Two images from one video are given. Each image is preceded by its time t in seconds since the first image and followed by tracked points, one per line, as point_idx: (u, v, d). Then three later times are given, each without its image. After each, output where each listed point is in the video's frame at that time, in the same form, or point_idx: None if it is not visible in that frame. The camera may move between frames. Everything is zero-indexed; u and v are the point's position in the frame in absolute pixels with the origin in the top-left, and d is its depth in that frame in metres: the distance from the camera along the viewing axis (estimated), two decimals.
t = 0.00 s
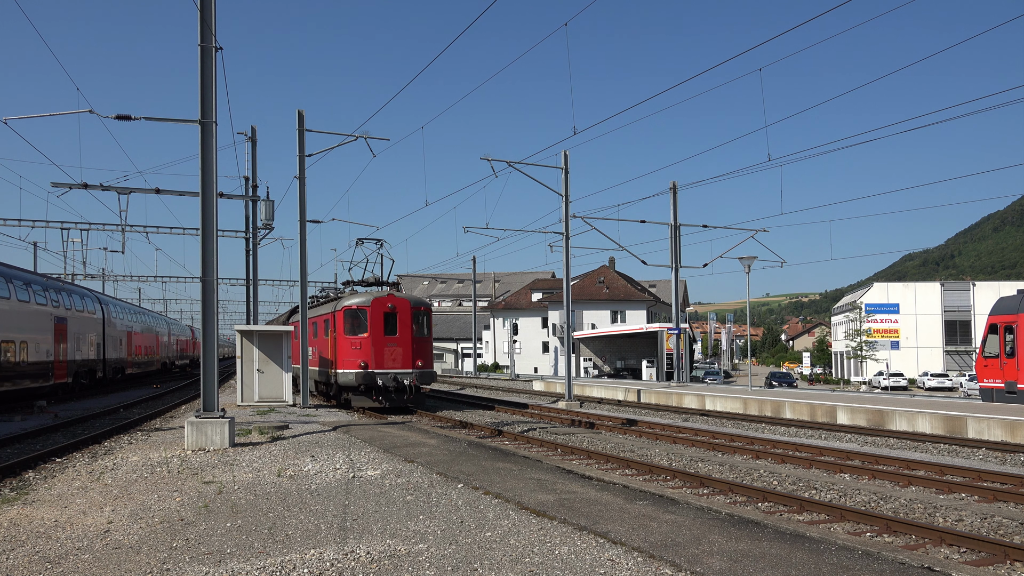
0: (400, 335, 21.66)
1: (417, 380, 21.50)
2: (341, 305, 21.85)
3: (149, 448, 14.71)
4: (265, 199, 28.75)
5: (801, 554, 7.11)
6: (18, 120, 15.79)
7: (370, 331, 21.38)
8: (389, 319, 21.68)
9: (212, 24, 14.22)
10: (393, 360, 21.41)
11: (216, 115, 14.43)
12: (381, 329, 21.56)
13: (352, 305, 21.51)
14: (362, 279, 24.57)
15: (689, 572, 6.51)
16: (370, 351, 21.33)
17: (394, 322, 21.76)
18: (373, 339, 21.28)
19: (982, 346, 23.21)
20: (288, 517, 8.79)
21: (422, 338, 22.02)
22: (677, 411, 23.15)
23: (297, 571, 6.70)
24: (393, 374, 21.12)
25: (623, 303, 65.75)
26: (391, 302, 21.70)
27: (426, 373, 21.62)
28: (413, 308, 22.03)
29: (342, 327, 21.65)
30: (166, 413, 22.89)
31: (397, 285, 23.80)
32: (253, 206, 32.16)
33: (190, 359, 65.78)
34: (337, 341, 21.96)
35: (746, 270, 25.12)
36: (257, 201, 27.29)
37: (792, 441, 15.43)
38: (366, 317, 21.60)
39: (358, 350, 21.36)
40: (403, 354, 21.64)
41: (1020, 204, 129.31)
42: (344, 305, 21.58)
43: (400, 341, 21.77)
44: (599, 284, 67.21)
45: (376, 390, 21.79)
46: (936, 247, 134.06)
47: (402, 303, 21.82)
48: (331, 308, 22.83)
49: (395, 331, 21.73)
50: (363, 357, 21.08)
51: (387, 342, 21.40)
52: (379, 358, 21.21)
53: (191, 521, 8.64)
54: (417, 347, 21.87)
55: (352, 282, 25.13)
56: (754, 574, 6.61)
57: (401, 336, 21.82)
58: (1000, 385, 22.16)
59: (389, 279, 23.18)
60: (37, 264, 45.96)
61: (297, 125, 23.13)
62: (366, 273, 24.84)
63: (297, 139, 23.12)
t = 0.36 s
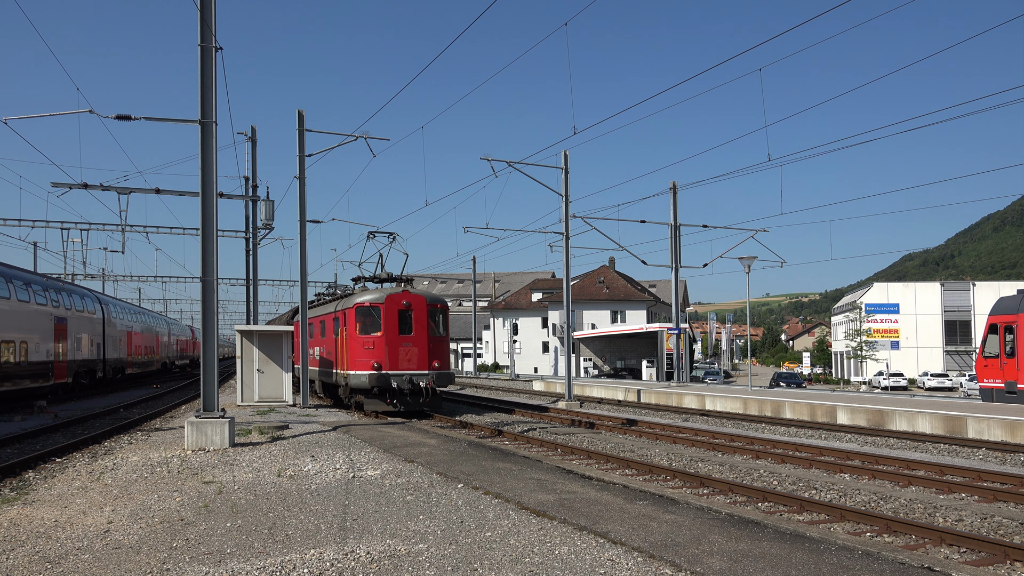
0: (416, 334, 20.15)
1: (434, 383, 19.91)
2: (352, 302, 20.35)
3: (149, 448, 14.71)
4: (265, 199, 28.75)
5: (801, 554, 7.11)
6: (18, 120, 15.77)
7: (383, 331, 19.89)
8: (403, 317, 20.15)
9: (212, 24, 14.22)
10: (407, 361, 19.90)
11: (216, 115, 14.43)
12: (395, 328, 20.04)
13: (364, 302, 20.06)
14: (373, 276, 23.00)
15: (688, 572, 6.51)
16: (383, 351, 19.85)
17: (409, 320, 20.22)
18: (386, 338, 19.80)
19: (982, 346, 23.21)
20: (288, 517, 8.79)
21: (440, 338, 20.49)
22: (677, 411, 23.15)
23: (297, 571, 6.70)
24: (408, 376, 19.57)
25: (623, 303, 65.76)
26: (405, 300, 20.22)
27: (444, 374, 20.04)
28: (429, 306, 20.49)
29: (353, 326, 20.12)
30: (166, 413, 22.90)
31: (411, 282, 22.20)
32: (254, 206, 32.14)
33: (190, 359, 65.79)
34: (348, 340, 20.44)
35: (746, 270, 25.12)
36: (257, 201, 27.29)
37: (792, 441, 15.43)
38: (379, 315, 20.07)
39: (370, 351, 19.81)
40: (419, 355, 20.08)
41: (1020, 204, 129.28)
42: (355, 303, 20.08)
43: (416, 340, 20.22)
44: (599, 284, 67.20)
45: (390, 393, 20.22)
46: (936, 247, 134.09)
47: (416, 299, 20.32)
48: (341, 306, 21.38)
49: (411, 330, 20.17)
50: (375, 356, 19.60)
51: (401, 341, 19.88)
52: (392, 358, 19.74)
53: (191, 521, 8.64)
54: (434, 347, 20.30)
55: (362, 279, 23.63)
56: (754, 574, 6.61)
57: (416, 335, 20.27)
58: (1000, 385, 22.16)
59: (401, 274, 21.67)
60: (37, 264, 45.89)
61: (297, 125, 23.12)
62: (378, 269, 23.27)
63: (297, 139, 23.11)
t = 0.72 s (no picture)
0: (437, 333, 19.03)
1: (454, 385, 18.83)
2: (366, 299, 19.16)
3: (149, 448, 14.71)
4: (265, 199, 28.76)
5: (801, 555, 7.11)
6: (18, 120, 15.77)
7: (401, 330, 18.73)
8: (421, 315, 19.02)
9: (212, 24, 14.22)
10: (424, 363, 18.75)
11: (216, 115, 14.43)
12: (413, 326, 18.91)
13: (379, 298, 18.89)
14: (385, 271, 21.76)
15: (689, 572, 6.51)
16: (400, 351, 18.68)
17: (426, 319, 19.07)
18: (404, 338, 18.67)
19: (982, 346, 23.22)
20: (288, 517, 8.79)
21: (460, 339, 19.38)
22: (677, 411, 23.15)
23: (297, 571, 6.70)
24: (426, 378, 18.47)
25: (623, 303, 65.78)
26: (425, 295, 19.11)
27: (464, 376, 18.92)
28: (447, 303, 19.35)
29: (367, 324, 18.95)
30: (166, 413, 22.90)
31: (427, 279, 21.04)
32: (254, 206, 32.13)
33: (190, 359, 65.81)
34: (360, 339, 19.27)
35: (746, 270, 25.12)
36: (257, 201, 27.29)
37: (792, 441, 15.43)
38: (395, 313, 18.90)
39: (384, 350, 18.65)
40: (438, 356, 18.91)
41: (1020, 204, 129.31)
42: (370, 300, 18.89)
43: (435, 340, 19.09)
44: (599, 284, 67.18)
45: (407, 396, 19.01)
46: (936, 247, 134.09)
47: (437, 296, 19.23)
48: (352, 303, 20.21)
49: (428, 329, 19.01)
50: (392, 357, 18.47)
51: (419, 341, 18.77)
52: (411, 359, 18.60)
53: (191, 521, 8.64)
54: (452, 347, 19.16)
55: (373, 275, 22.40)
56: (753, 574, 6.61)
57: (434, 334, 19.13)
58: (1000, 385, 22.16)
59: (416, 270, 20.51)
60: (37, 264, 45.81)
61: (297, 125, 23.11)
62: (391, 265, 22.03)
63: (297, 139, 23.11)
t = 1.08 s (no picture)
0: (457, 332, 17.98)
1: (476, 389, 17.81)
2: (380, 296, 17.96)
3: (149, 448, 14.71)
4: (265, 199, 28.75)
5: (801, 554, 7.11)
6: (18, 120, 15.76)
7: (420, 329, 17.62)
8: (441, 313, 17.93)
9: (211, 23, 14.22)
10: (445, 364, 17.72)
11: (216, 116, 14.43)
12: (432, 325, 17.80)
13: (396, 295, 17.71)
14: (398, 264, 20.60)
15: (689, 572, 6.51)
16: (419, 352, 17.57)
17: (446, 317, 18.01)
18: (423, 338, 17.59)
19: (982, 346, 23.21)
20: (288, 517, 8.79)
21: (480, 338, 18.36)
22: (677, 411, 23.15)
23: (297, 571, 6.70)
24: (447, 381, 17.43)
25: (623, 303, 65.79)
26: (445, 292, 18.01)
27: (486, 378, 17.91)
28: (468, 300, 18.29)
29: (382, 323, 17.78)
30: (166, 413, 22.90)
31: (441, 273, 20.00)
32: (254, 206, 32.12)
33: (190, 359, 65.84)
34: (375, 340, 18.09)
35: (746, 270, 25.13)
36: (257, 201, 27.25)
37: (792, 441, 15.43)
38: (412, 311, 17.79)
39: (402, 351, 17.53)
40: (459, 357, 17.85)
41: (1020, 204, 129.33)
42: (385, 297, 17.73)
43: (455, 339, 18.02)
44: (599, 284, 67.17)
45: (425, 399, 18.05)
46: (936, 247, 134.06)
47: (457, 293, 18.16)
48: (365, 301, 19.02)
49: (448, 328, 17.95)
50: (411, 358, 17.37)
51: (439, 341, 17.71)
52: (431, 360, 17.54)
53: (191, 521, 8.64)
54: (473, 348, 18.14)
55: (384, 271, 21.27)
56: (754, 574, 6.60)
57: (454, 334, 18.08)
58: (1000, 385, 22.16)
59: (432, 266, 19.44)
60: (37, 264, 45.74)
61: (296, 125, 23.11)
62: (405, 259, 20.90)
63: (297, 139, 23.10)
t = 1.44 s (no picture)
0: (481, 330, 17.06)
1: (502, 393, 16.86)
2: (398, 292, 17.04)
3: (149, 448, 14.71)
4: (265, 199, 28.75)
5: (801, 554, 7.11)
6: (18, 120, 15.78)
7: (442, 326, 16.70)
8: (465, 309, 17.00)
9: (212, 23, 14.22)
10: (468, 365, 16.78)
11: (216, 115, 14.43)
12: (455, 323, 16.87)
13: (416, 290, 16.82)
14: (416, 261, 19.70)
15: (689, 571, 6.51)
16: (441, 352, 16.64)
17: (470, 314, 17.07)
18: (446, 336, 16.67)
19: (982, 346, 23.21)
20: (289, 517, 8.79)
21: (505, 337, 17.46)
22: (677, 411, 23.15)
23: (297, 570, 6.70)
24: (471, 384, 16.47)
25: (623, 303, 65.82)
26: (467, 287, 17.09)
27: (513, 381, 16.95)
28: (493, 295, 17.38)
29: (400, 320, 16.86)
30: (165, 413, 22.90)
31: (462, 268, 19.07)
32: (253, 206, 32.09)
33: (190, 359, 65.88)
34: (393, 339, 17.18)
35: (746, 270, 25.13)
36: (257, 201, 27.23)
37: (792, 441, 15.43)
38: (433, 307, 16.86)
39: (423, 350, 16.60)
40: (484, 357, 16.93)
41: (1020, 204, 129.32)
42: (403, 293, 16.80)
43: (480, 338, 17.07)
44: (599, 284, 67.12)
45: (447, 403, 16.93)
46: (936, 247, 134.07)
47: (481, 287, 17.25)
48: (381, 297, 18.11)
49: (473, 326, 17.00)
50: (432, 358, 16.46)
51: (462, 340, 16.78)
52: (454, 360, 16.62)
53: (191, 521, 8.64)
54: (499, 348, 17.23)
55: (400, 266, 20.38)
56: (754, 574, 6.60)
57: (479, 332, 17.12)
58: (1000, 385, 22.16)
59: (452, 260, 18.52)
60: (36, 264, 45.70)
61: (297, 125, 23.12)
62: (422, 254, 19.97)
63: (297, 139, 23.10)
